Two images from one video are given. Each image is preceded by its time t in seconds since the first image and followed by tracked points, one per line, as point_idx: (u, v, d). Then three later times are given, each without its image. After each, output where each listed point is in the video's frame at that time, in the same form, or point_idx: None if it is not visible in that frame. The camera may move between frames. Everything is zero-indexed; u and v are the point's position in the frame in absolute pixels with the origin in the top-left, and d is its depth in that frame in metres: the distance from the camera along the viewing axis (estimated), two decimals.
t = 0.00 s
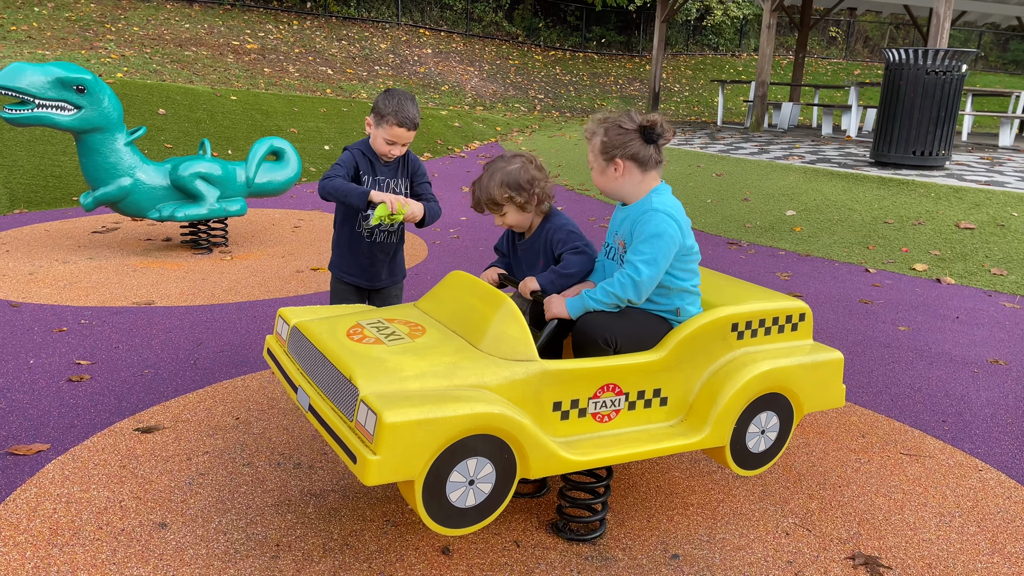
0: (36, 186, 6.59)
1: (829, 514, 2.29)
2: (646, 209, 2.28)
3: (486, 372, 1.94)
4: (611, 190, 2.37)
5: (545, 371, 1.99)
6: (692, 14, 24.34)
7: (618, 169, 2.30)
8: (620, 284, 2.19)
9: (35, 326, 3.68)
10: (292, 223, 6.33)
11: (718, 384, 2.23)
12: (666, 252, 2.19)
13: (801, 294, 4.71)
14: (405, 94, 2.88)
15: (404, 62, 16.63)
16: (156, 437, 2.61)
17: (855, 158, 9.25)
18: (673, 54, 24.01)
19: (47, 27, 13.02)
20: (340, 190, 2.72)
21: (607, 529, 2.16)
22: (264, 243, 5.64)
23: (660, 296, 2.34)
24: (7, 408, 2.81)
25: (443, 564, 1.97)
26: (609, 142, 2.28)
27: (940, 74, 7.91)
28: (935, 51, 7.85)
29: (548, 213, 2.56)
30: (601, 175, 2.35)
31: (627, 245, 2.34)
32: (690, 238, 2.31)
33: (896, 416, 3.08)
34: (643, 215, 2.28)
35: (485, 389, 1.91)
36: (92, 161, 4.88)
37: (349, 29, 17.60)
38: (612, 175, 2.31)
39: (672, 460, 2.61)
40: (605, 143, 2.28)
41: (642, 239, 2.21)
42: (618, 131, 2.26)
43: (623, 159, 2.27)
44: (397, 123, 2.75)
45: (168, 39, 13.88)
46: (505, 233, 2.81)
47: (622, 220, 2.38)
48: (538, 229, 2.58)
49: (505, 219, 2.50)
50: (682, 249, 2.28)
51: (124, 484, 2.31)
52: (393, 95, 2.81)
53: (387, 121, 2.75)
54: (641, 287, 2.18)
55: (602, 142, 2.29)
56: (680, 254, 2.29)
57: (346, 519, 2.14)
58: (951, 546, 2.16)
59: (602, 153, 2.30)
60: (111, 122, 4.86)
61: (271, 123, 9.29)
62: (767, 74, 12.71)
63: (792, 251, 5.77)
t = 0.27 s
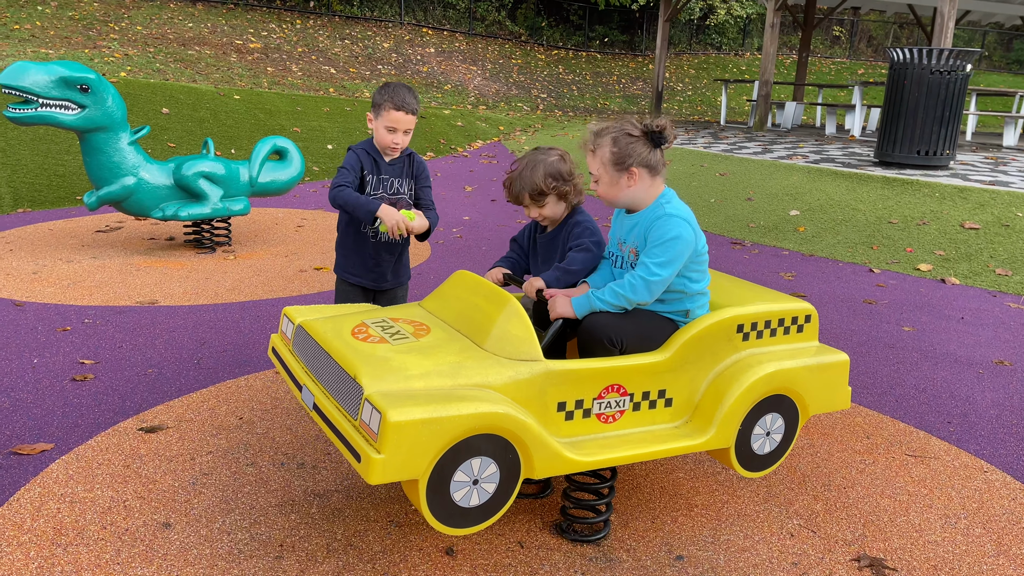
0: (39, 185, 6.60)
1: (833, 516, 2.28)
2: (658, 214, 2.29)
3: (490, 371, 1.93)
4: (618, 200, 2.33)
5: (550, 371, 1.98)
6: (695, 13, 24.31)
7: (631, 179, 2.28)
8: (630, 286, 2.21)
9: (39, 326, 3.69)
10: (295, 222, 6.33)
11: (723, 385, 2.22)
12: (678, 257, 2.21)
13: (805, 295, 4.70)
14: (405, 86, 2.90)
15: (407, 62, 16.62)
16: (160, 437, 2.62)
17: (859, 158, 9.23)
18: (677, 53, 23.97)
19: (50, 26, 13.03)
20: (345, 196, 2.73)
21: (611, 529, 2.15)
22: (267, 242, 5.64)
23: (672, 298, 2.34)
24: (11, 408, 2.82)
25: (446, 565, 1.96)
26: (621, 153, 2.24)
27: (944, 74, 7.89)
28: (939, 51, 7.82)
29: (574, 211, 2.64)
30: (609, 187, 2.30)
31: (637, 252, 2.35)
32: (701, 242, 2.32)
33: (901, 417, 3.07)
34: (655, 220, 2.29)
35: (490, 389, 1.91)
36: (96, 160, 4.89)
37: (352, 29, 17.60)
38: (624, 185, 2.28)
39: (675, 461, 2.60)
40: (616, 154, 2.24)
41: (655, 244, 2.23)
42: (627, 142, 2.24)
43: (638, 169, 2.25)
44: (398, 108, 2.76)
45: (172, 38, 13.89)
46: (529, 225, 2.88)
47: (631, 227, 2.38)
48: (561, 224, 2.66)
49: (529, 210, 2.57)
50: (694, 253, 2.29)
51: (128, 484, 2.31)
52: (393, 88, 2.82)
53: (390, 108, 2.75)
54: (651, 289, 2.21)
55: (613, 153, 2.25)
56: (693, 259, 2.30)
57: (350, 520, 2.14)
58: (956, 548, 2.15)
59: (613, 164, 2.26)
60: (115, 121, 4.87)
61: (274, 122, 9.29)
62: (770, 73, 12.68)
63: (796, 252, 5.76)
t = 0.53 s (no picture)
0: (43, 184, 6.62)
1: (837, 515, 2.27)
2: (665, 215, 2.28)
3: (496, 366, 1.93)
4: (627, 204, 2.30)
5: (556, 367, 1.98)
6: (699, 12, 24.26)
7: (642, 181, 2.26)
8: (638, 285, 2.21)
9: (43, 324, 3.69)
10: (299, 221, 6.33)
11: (728, 385, 2.21)
12: (687, 256, 2.20)
13: (809, 294, 4.69)
14: (395, 82, 2.92)
15: (410, 61, 16.62)
16: (163, 436, 2.62)
17: (863, 157, 9.20)
18: (680, 52, 23.92)
19: (55, 25, 13.06)
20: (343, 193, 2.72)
21: (614, 528, 2.15)
22: (270, 241, 5.64)
23: (680, 297, 2.33)
24: (15, 406, 2.82)
25: (449, 563, 1.96)
26: (629, 157, 2.22)
27: (949, 73, 7.86)
28: (944, 50, 7.79)
29: (590, 204, 2.73)
30: (619, 191, 2.26)
31: (644, 254, 2.35)
32: (709, 242, 2.31)
33: (906, 417, 3.06)
34: (662, 221, 2.28)
35: (496, 383, 1.90)
36: (99, 159, 4.89)
37: (355, 28, 17.59)
38: (635, 188, 2.26)
39: (679, 460, 2.60)
40: (625, 158, 2.22)
41: (663, 244, 2.23)
42: (634, 144, 2.22)
43: (647, 170, 2.24)
44: (393, 101, 2.77)
45: (175, 37, 13.90)
46: (543, 220, 2.95)
47: (637, 229, 2.38)
48: (576, 216, 2.74)
49: (547, 196, 2.66)
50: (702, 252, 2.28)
51: (130, 482, 2.31)
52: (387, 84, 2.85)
53: (389, 102, 2.77)
54: (659, 289, 2.21)
55: (621, 158, 2.22)
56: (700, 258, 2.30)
57: (352, 518, 2.14)
58: (960, 548, 2.14)
59: (623, 168, 2.23)
60: (118, 120, 4.87)
61: (278, 122, 9.30)
62: (774, 72, 12.65)
63: (799, 251, 5.74)
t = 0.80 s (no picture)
0: (47, 185, 6.63)
1: (840, 516, 2.26)
2: (672, 218, 2.28)
3: (501, 364, 1.93)
4: (635, 206, 2.29)
5: (560, 367, 1.98)
6: (702, 13, 24.25)
7: (648, 181, 2.25)
8: (647, 284, 2.22)
9: (46, 325, 3.70)
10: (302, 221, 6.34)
11: (732, 387, 2.21)
12: (695, 259, 2.22)
13: (813, 294, 4.67)
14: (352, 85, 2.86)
15: (413, 61, 16.63)
16: (165, 436, 2.62)
17: (867, 157, 9.18)
18: (684, 52, 23.90)
19: (59, 26, 13.10)
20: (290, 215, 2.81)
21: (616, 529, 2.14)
22: (273, 241, 5.65)
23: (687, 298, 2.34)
24: (18, 406, 2.83)
25: (451, 565, 1.96)
26: (635, 157, 2.22)
27: (953, 73, 7.84)
28: (947, 49, 7.77)
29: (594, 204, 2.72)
30: (627, 192, 2.25)
31: (651, 256, 2.34)
32: (716, 243, 2.33)
33: (909, 417, 3.05)
34: (668, 224, 2.28)
35: (500, 382, 1.90)
36: (103, 160, 4.91)
37: (359, 29, 17.61)
38: (642, 189, 2.25)
39: (681, 461, 2.59)
40: (631, 159, 2.21)
41: (671, 247, 2.23)
42: (639, 145, 2.21)
43: (653, 170, 2.24)
44: (333, 105, 2.73)
45: (179, 38, 13.93)
46: (548, 220, 2.93)
47: (643, 232, 2.38)
48: (581, 216, 2.73)
49: (550, 193, 2.64)
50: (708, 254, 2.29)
51: (133, 483, 2.31)
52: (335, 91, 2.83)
53: (329, 108, 2.73)
54: (666, 291, 2.22)
55: (627, 159, 2.22)
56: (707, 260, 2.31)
57: (354, 519, 2.14)
58: (963, 549, 2.13)
59: (629, 168, 2.22)
60: (122, 121, 4.88)
61: (281, 122, 9.31)
62: (777, 72, 12.63)
63: (803, 251, 5.73)
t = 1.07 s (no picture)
0: (51, 186, 6.66)
1: (842, 517, 2.26)
2: (671, 223, 2.28)
3: (505, 363, 1.93)
4: (631, 211, 2.30)
5: (564, 366, 1.98)
6: (705, 13, 24.23)
7: (642, 186, 2.25)
8: (647, 288, 2.22)
9: (50, 325, 3.72)
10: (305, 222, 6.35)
11: (736, 388, 2.21)
12: (694, 263, 2.22)
13: (816, 295, 4.67)
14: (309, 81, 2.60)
15: (417, 62, 16.65)
16: (168, 436, 2.63)
17: (870, 157, 9.17)
18: (687, 53, 23.88)
19: (64, 28, 13.15)
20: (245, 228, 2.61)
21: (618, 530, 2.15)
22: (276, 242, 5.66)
23: (689, 300, 2.33)
24: (22, 407, 2.84)
25: (453, 565, 1.96)
26: (629, 162, 2.21)
27: (956, 73, 7.82)
28: (951, 50, 7.76)
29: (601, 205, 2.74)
30: (621, 197, 2.27)
31: (652, 260, 2.34)
32: (717, 245, 2.32)
33: (911, 418, 3.05)
34: (667, 229, 2.28)
35: (504, 380, 1.91)
36: (107, 161, 4.92)
37: (362, 30, 17.64)
38: (636, 194, 2.25)
39: (683, 461, 2.59)
40: (625, 164, 2.22)
41: (671, 251, 2.23)
42: (634, 149, 2.21)
43: (647, 175, 2.23)
44: (284, 103, 2.47)
45: (183, 39, 13.97)
46: (554, 220, 2.94)
47: (644, 236, 2.37)
48: (587, 216, 2.75)
49: (557, 193, 2.65)
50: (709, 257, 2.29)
51: (136, 483, 2.32)
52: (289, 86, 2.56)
53: (281, 107, 2.48)
54: (665, 294, 2.22)
55: (621, 163, 2.22)
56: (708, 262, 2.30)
57: (356, 519, 2.15)
58: (965, 549, 2.13)
59: (623, 173, 2.23)
60: (125, 122, 4.90)
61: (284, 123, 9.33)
62: (781, 73, 12.62)
63: (806, 251, 5.72)
